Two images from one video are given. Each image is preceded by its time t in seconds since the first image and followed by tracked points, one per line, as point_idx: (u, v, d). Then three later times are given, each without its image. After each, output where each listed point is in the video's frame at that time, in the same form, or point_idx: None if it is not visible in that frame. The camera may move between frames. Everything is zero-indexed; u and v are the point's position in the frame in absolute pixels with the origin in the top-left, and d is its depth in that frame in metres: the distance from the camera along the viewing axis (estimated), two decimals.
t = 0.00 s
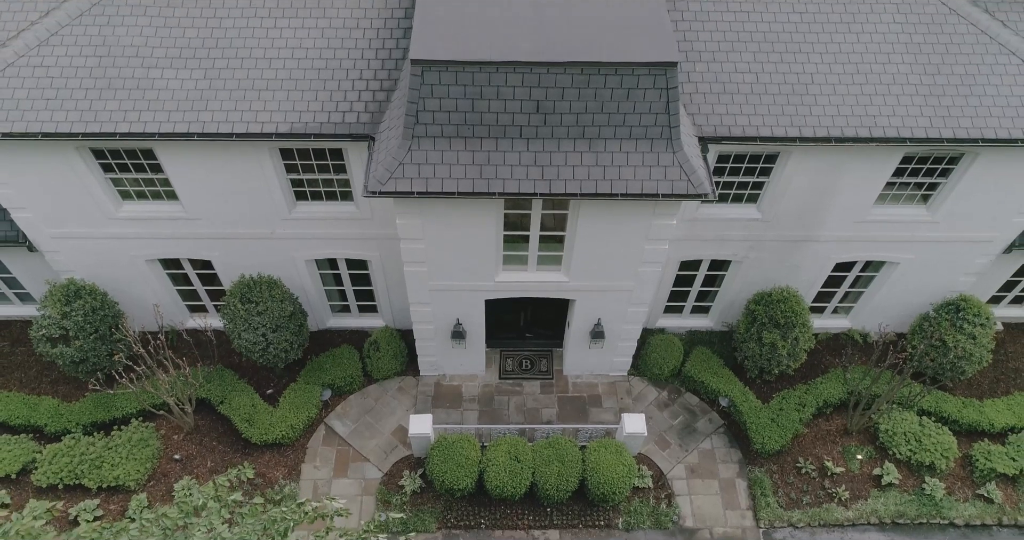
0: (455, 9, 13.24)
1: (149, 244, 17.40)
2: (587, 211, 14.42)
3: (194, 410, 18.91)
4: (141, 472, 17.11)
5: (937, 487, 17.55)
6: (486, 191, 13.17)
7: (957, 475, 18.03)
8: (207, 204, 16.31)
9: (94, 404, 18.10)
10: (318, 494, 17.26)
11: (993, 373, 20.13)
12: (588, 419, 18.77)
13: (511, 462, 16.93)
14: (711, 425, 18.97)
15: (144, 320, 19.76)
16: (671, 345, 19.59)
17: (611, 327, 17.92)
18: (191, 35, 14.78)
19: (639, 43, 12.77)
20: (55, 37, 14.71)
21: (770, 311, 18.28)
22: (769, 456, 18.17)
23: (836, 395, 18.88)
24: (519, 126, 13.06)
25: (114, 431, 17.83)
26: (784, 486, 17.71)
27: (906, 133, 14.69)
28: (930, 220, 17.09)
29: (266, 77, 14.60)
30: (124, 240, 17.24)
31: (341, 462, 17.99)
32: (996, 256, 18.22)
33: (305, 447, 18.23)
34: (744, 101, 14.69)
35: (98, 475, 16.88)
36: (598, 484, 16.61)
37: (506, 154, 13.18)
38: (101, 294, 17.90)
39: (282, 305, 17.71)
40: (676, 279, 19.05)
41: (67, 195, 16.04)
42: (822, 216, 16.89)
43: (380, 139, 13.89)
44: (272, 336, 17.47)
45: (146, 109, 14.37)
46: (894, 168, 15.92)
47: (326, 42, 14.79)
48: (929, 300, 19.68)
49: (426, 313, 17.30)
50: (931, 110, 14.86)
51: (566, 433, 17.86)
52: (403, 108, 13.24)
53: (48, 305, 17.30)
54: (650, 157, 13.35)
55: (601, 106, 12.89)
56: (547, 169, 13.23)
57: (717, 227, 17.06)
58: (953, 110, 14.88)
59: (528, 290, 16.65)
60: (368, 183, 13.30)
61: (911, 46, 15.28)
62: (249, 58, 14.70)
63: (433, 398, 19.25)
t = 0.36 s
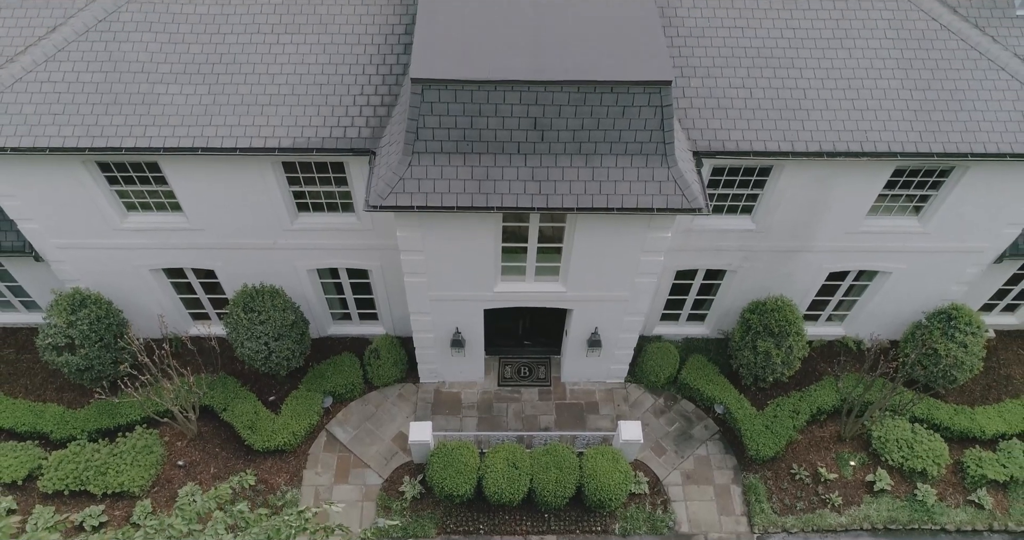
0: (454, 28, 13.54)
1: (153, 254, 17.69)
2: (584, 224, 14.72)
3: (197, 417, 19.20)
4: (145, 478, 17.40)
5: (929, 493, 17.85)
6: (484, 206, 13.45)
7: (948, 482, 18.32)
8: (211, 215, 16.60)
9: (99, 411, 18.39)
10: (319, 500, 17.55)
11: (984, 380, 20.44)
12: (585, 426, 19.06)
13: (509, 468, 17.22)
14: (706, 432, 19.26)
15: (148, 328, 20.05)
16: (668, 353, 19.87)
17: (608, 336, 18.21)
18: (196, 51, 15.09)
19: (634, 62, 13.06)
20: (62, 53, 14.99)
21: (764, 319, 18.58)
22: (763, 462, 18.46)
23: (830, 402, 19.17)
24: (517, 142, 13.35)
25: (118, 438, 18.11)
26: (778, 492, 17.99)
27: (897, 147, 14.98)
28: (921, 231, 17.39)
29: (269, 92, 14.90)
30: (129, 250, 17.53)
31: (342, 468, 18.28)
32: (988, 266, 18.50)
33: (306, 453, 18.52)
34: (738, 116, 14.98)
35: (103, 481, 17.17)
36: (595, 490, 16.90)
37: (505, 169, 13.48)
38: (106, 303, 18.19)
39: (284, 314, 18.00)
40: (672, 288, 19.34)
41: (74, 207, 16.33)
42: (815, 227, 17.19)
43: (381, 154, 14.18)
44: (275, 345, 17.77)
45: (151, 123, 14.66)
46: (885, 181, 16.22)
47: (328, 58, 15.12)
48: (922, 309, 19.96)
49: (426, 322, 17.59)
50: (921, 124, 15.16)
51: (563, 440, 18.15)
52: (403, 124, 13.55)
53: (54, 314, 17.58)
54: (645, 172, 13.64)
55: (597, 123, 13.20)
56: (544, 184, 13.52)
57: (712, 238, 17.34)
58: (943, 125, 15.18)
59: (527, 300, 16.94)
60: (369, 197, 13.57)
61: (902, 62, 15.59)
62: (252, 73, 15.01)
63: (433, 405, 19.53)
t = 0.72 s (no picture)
0: (456, 40, 13.82)
1: (161, 261, 18.03)
2: (583, 233, 15.06)
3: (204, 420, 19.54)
4: (153, 481, 17.75)
5: (922, 495, 18.19)
6: (486, 216, 13.80)
7: (941, 484, 18.66)
8: (218, 223, 16.94)
9: (108, 415, 18.74)
10: (324, 502, 17.89)
11: (977, 384, 20.79)
12: (585, 430, 19.40)
13: (510, 471, 17.56)
14: (704, 435, 19.60)
15: (155, 333, 20.40)
16: (666, 358, 20.20)
17: (607, 341, 18.54)
18: (205, 64, 15.45)
19: (632, 76, 13.35)
20: (73, 65, 15.33)
21: (760, 325, 18.92)
22: (760, 465, 18.80)
23: (825, 406, 19.50)
24: (518, 154, 13.70)
25: (127, 441, 18.46)
26: (774, 494, 18.34)
27: (890, 158, 15.32)
28: (914, 239, 17.72)
29: (276, 104, 15.25)
30: (137, 257, 17.87)
31: (346, 471, 18.64)
32: (980, 272, 18.84)
33: (311, 456, 18.86)
34: (734, 127, 15.33)
35: (112, 484, 17.52)
36: (594, 493, 17.24)
37: (506, 180, 13.82)
38: (115, 309, 18.55)
39: (290, 320, 18.34)
40: (670, 294, 19.68)
41: (84, 216, 16.68)
42: (810, 235, 17.53)
43: (385, 164, 14.52)
44: (280, 350, 18.12)
45: (161, 135, 15.00)
46: (879, 190, 16.55)
47: (333, 70, 15.47)
48: (916, 314, 20.29)
49: (429, 328, 17.92)
50: (913, 136, 15.50)
51: (563, 443, 18.50)
52: (407, 136, 13.88)
53: (64, 320, 17.92)
54: (643, 184, 13.98)
55: (597, 135, 13.53)
56: (544, 195, 13.87)
57: (709, 245, 17.68)
58: (935, 136, 15.52)
59: (527, 307, 17.28)
60: (374, 208, 13.92)
61: (895, 74, 15.93)
62: (260, 86, 15.36)
63: (435, 409, 19.87)
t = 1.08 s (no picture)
0: (459, 59, 14.22)
1: (170, 271, 18.44)
2: (582, 246, 15.48)
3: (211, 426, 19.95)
4: (162, 486, 18.16)
5: (914, 499, 18.61)
6: (488, 230, 14.22)
7: (933, 489, 19.07)
8: (225, 234, 17.35)
9: (117, 421, 19.16)
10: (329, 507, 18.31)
11: (968, 391, 21.21)
12: (584, 435, 19.82)
13: (511, 477, 17.97)
14: (700, 441, 20.02)
15: (163, 341, 20.82)
16: (663, 365, 20.60)
17: (606, 349, 18.95)
18: (213, 81, 15.88)
19: (629, 95, 13.75)
20: (85, 82, 15.73)
21: (756, 333, 19.34)
22: (755, 470, 19.21)
23: (819, 412, 19.91)
24: (518, 170, 14.12)
25: (136, 447, 18.87)
26: (769, 499, 18.75)
27: (880, 172, 15.72)
28: (906, 249, 18.14)
29: (283, 120, 15.67)
30: (146, 267, 18.28)
31: (350, 476, 19.06)
32: (970, 282, 19.24)
33: (316, 461, 19.28)
34: (728, 142, 15.74)
35: (122, 489, 17.94)
36: (593, 498, 17.65)
37: (507, 196, 14.25)
38: (124, 318, 18.97)
39: (296, 328, 18.76)
40: (667, 302, 20.09)
41: (95, 228, 17.09)
42: (804, 246, 17.94)
43: (389, 179, 14.94)
44: (286, 358, 18.54)
45: (171, 150, 15.41)
46: (871, 203, 16.96)
47: (338, 87, 15.89)
48: (909, 322, 20.69)
49: (432, 336, 18.32)
50: (903, 151, 15.91)
51: (563, 449, 18.92)
52: (411, 152, 14.29)
53: (75, 328, 18.34)
54: (640, 199, 14.41)
55: (595, 153, 13.95)
56: (544, 210, 14.29)
57: (705, 256, 18.09)
58: (924, 151, 15.93)
59: (527, 316, 17.69)
60: (378, 222, 14.32)
61: (886, 91, 16.33)
62: (267, 102, 15.78)
63: (437, 415, 20.29)
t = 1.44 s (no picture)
0: (460, 79, 14.73)
1: (179, 280, 18.97)
2: (579, 258, 16.00)
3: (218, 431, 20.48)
4: (171, 489, 18.69)
5: (903, 502, 19.14)
6: (488, 244, 14.74)
7: (921, 492, 19.60)
8: (234, 245, 17.87)
9: (127, 427, 19.69)
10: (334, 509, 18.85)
11: (957, 396, 21.75)
12: (582, 440, 20.36)
13: (511, 481, 18.50)
14: (695, 445, 20.55)
15: (171, 348, 21.33)
16: (660, 371, 21.10)
17: (603, 356, 19.48)
18: (223, 98, 16.41)
19: (624, 115, 14.26)
20: (99, 99, 16.24)
21: (749, 341, 19.85)
22: (748, 473, 19.74)
23: (811, 417, 20.43)
24: (518, 186, 14.64)
25: (146, 451, 19.40)
26: (762, 502, 19.27)
27: (868, 187, 16.24)
28: (894, 260, 18.66)
29: (290, 136, 16.19)
30: (157, 277, 18.80)
31: (354, 479, 19.58)
32: (958, 290, 19.77)
33: (321, 465, 19.80)
34: (721, 158, 16.27)
35: (133, 492, 18.48)
36: (590, 501, 18.19)
37: (507, 211, 14.77)
38: (134, 326, 19.49)
39: (301, 336, 19.28)
40: (663, 310, 20.61)
41: (107, 240, 17.60)
42: (796, 256, 18.47)
43: (393, 194, 15.45)
44: (292, 366, 19.07)
45: (182, 165, 15.93)
46: (860, 215, 17.47)
47: (344, 104, 16.43)
48: (899, 329, 21.21)
49: (434, 344, 18.85)
50: (891, 166, 16.43)
51: (561, 453, 19.44)
52: (414, 168, 14.81)
53: (87, 336, 18.86)
54: (635, 213, 14.93)
55: (592, 170, 14.47)
56: (543, 224, 14.81)
57: (699, 266, 18.61)
58: (911, 166, 16.45)
59: (527, 325, 18.21)
60: (383, 236, 14.84)
61: (874, 107, 16.87)
62: (275, 118, 16.31)
63: (439, 419, 20.81)
